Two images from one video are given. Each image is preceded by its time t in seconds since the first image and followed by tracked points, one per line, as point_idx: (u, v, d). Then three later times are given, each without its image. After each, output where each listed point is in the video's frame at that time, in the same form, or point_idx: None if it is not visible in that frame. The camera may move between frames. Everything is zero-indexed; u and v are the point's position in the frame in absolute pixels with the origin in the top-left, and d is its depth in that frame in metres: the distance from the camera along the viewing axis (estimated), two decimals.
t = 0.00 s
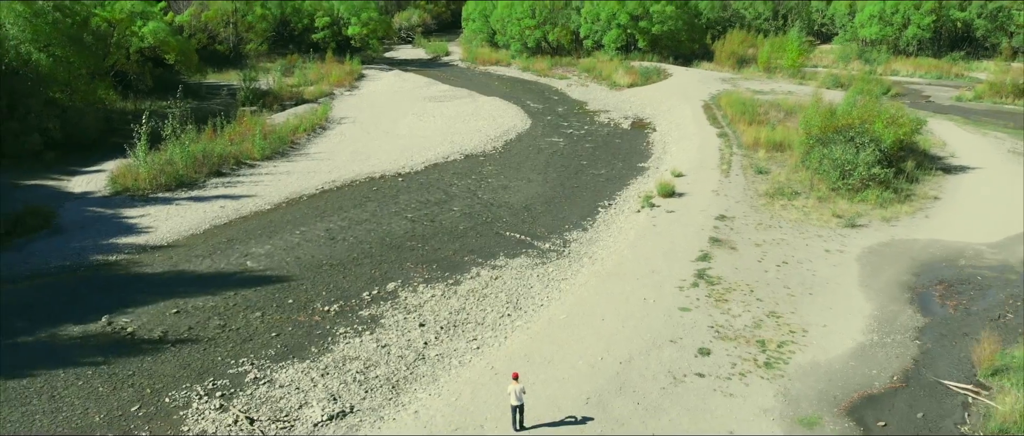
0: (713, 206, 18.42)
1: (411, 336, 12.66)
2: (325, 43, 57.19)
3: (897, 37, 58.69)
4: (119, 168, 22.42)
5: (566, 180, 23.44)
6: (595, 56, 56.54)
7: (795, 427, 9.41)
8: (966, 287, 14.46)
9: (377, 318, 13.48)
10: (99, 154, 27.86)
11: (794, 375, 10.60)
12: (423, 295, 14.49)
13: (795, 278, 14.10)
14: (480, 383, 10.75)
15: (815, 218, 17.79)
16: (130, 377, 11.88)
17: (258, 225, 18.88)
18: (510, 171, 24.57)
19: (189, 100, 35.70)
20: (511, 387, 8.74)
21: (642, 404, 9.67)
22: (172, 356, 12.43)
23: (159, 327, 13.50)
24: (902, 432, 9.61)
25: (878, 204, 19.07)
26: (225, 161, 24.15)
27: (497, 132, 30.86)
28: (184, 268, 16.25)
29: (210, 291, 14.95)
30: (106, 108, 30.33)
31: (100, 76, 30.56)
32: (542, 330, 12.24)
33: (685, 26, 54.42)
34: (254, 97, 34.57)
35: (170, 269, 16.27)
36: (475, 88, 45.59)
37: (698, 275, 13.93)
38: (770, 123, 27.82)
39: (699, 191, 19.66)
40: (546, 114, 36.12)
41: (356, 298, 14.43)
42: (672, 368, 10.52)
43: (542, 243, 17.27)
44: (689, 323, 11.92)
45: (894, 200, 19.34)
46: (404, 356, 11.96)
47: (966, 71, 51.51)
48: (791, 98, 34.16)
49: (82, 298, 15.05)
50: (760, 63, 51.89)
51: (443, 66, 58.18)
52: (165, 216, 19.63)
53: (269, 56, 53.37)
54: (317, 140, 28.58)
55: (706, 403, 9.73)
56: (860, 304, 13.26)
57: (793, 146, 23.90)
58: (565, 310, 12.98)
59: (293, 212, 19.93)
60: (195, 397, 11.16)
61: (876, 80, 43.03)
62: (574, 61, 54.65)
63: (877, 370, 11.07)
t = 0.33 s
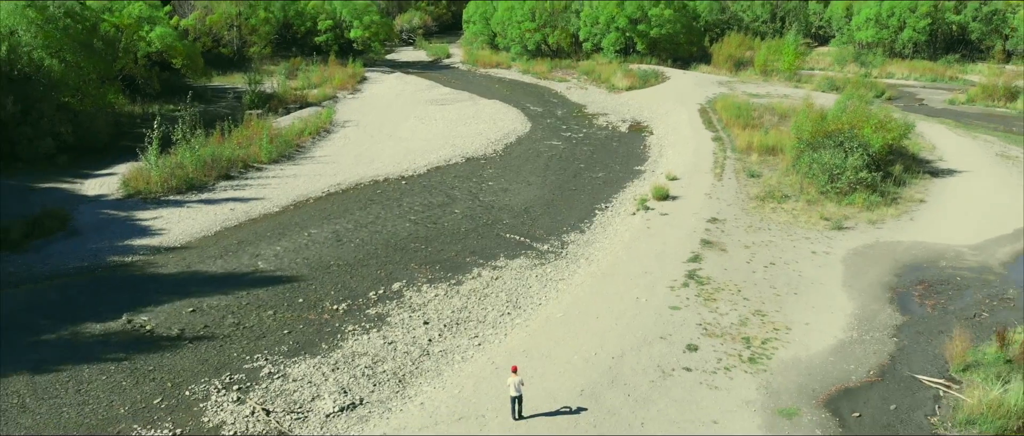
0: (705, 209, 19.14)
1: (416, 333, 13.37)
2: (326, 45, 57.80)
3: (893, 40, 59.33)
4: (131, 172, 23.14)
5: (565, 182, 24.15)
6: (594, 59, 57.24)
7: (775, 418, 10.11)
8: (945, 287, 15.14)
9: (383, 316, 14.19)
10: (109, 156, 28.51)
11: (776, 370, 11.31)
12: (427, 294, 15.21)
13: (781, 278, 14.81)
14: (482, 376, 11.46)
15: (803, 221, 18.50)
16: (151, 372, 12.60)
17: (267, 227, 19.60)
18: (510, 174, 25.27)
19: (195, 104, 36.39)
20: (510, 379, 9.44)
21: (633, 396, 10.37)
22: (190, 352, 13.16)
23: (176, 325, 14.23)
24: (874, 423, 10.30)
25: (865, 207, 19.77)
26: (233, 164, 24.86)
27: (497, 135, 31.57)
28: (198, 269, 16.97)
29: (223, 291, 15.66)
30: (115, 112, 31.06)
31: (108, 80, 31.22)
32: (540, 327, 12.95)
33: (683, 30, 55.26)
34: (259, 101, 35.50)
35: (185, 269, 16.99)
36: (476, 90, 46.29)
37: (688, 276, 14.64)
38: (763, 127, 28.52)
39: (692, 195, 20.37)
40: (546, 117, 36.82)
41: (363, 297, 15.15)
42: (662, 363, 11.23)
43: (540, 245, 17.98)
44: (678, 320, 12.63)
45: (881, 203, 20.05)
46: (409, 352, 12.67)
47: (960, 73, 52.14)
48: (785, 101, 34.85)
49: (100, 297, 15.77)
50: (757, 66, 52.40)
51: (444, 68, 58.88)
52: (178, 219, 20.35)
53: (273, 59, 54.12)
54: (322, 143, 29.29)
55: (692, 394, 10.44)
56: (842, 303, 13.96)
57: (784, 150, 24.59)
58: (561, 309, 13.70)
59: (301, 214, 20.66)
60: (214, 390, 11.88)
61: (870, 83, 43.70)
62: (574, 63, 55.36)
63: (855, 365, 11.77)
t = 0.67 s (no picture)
0: (698, 211, 19.90)
1: (421, 330, 14.13)
2: (329, 48, 58.79)
3: (889, 43, 60.01)
4: (144, 175, 23.89)
5: (563, 185, 24.91)
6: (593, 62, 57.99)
7: (756, 408, 10.87)
8: (924, 286, 15.88)
9: (389, 314, 14.96)
10: (120, 159, 29.27)
11: (759, 364, 12.07)
12: (431, 293, 15.98)
13: (768, 278, 15.58)
14: (483, 370, 12.22)
15: (791, 223, 19.26)
16: (171, 366, 13.37)
17: (277, 229, 20.37)
18: (510, 176, 26.03)
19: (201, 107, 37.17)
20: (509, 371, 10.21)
21: (624, 387, 11.14)
22: (207, 348, 13.92)
23: (193, 322, 15.01)
24: (849, 412, 11.05)
25: (852, 209, 20.54)
26: (242, 167, 25.64)
27: (498, 139, 32.31)
28: (211, 269, 17.74)
29: (236, 290, 16.43)
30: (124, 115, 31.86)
31: (118, 85, 31.92)
32: (538, 324, 13.72)
33: (681, 33, 56.27)
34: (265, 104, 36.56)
35: (199, 269, 17.77)
36: (477, 93, 47.07)
37: (679, 275, 15.41)
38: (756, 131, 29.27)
39: (685, 198, 21.15)
40: (545, 120, 37.59)
41: (370, 295, 15.91)
42: (652, 357, 12.00)
43: (539, 246, 18.75)
44: (668, 317, 13.40)
45: (867, 206, 20.82)
46: (415, 347, 13.43)
47: (954, 76, 52.80)
48: (779, 105, 35.58)
49: (119, 296, 16.54)
50: (755, 69, 52.94)
51: (445, 71, 59.63)
52: (190, 220, 21.13)
53: (276, 62, 54.81)
54: (327, 147, 30.05)
55: (679, 386, 11.21)
56: (825, 301, 14.72)
57: (776, 154, 25.34)
58: (559, 307, 14.47)
59: (308, 216, 21.43)
60: (231, 383, 12.65)
61: (864, 86, 44.45)
62: (573, 66, 56.15)
63: (834, 359, 12.52)
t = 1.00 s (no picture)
0: (690, 213, 20.72)
1: (425, 325, 14.95)
2: (332, 50, 59.74)
3: (884, 46, 60.79)
4: (156, 177, 24.71)
5: (562, 187, 25.74)
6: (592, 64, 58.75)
7: (738, 397, 11.67)
8: (904, 284, 16.69)
9: (396, 310, 15.78)
10: (132, 161, 30.09)
11: (742, 357, 12.89)
12: (434, 290, 16.80)
13: (755, 277, 16.39)
14: (484, 362, 13.04)
15: (780, 224, 20.08)
16: (190, 359, 14.19)
17: (286, 229, 21.20)
18: (510, 178, 26.86)
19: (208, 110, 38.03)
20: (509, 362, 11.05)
21: (616, 377, 11.97)
22: (224, 342, 14.75)
23: (209, 318, 15.84)
24: (826, 401, 11.85)
25: (839, 210, 21.36)
26: (250, 170, 26.47)
27: (498, 141, 33.12)
28: (224, 268, 18.56)
29: (249, 288, 17.26)
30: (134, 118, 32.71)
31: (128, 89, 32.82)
32: (536, 319, 14.54)
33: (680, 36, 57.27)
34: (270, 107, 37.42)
35: (212, 268, 18.60)
36: (478, 96, 47.90)
37: (670, 274, 16.24)
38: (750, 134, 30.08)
39: (679, 200, 21.97)
40: (544, 122, 38.41)
41: (377, 293, 16.74)
42: (642, 350, 12.83)
43: (538, 246, 19.57)
44: (659, 313, 14.23)
45: (854, 207, 21.64)
46: (420, 342, 14.25)
47: (947, 78, 53.55)
48: (774, 108, 36.39)
49: (137, 294, 17.36)
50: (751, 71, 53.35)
51: (447, 73, 60.45)
52: (202, 221, 21.96)
53: (280, 64, 55.67)
54: (332, 149, 30.87)
55: (667, 376, 12.04)
56: (808, 298, 15.53)
57: (768, 157, 26.12)
58: (556, 303, 15.30)
59: (316, 217, 22.26)
60: (248, 375, 13.48)
61: (858, 89, 45.26)
62: (573, 68, 56.99)
63: (814, 352, 13.33)
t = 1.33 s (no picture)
0: (683, 214, 21.59)
1: (430, 321, 15.82)
2: (335, 53, 60.58)
3: (879, 48, 61.62)
4: (168, 179, 25.57)
5: (560, 188, 26.60)
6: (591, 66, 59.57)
7: (722, 387, 12.52)
8: (884, 282, 17.55)
9: (401, 307, 16.64)
10: (142, 163, 30.95)
11: (727, 349, 13.76)
12: (438, 288, 17.67)
13: (742, 275, 17.26)
14: (485, 354, 13.91)
15: (768, 225, 20.94)
16: (208, 352, 15.06)
17: (295, 230, 22.06)
18: (510, 180, 27.71)
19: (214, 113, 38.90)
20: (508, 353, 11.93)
21: (608, 367, 12.85)
22: (240, 337, 15.62)
23: (224, 314, 16.71)
24: (803, 391, 12.69)
25: (826, 212, 22.23)
26: (258, 172, 27.34)
27: (498, 143, 33.97)
28: (237, 266, 19.44)
29: (261, 285, 18.12)
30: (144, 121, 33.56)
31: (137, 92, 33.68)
32: (534, 315, 15.43)
33: (677, 39, 58.07)
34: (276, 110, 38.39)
35: (225, 267, 19.47)
36: (479, 98, 48.75)
37: (662, 272, 17.11)
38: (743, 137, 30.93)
39: (672, 201, 22.84)
40: (543, 125, 39.26)
41: (383, 290, 17.61)
42: (633, 343, 13.72)
43: (536, 245, 20.44)
44: (650, 309, 15.11)
45: (841, 209, 22.50)
46: (425, 336, 15.12)
47: (941, 81, 54.35)
48: (768, 111, 37.22)
49: (155, 291, 18.23)
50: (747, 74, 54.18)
51: (448, 75, 61.29)
52: (213, 222, 22.84)
53: (284, 67, 56.52)
54: (337, 152, 31.73)
55: (656, 367, 12.91)
56: (792, 295, 16.40)
57: (760, 160, 26.97)
58: (553, 300, 16.18)
59: (323, 218, 23.13)
60: (264, 366, 14.35)
61: (852, 91, 46.09)
62: (572, 71, 57.85)
63: (795, 346, 14.18)
